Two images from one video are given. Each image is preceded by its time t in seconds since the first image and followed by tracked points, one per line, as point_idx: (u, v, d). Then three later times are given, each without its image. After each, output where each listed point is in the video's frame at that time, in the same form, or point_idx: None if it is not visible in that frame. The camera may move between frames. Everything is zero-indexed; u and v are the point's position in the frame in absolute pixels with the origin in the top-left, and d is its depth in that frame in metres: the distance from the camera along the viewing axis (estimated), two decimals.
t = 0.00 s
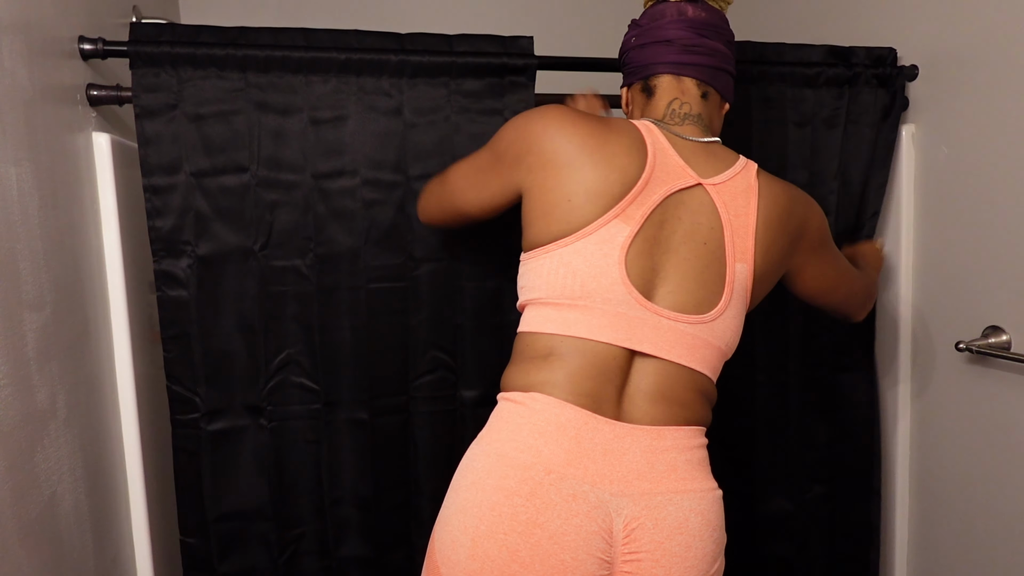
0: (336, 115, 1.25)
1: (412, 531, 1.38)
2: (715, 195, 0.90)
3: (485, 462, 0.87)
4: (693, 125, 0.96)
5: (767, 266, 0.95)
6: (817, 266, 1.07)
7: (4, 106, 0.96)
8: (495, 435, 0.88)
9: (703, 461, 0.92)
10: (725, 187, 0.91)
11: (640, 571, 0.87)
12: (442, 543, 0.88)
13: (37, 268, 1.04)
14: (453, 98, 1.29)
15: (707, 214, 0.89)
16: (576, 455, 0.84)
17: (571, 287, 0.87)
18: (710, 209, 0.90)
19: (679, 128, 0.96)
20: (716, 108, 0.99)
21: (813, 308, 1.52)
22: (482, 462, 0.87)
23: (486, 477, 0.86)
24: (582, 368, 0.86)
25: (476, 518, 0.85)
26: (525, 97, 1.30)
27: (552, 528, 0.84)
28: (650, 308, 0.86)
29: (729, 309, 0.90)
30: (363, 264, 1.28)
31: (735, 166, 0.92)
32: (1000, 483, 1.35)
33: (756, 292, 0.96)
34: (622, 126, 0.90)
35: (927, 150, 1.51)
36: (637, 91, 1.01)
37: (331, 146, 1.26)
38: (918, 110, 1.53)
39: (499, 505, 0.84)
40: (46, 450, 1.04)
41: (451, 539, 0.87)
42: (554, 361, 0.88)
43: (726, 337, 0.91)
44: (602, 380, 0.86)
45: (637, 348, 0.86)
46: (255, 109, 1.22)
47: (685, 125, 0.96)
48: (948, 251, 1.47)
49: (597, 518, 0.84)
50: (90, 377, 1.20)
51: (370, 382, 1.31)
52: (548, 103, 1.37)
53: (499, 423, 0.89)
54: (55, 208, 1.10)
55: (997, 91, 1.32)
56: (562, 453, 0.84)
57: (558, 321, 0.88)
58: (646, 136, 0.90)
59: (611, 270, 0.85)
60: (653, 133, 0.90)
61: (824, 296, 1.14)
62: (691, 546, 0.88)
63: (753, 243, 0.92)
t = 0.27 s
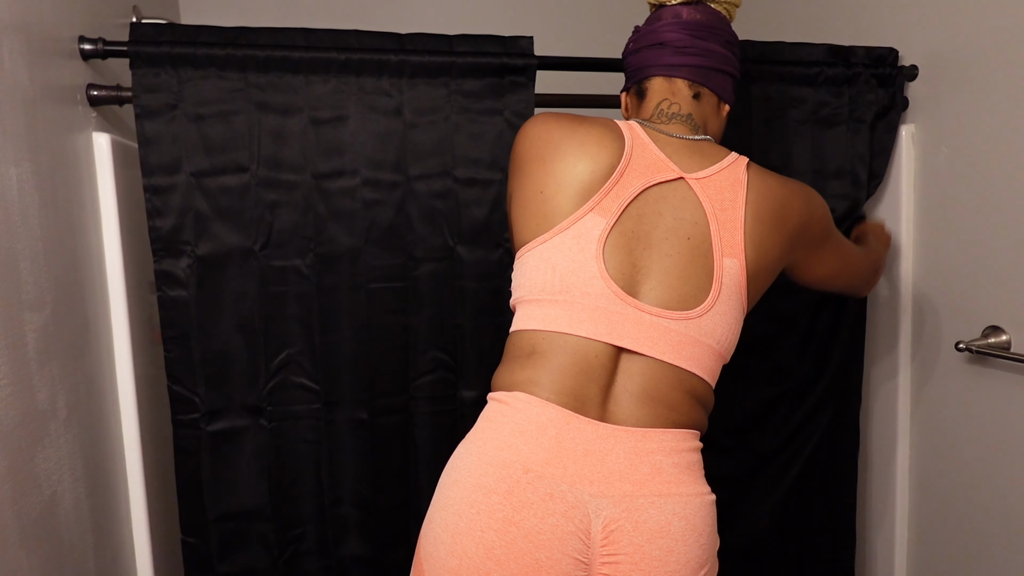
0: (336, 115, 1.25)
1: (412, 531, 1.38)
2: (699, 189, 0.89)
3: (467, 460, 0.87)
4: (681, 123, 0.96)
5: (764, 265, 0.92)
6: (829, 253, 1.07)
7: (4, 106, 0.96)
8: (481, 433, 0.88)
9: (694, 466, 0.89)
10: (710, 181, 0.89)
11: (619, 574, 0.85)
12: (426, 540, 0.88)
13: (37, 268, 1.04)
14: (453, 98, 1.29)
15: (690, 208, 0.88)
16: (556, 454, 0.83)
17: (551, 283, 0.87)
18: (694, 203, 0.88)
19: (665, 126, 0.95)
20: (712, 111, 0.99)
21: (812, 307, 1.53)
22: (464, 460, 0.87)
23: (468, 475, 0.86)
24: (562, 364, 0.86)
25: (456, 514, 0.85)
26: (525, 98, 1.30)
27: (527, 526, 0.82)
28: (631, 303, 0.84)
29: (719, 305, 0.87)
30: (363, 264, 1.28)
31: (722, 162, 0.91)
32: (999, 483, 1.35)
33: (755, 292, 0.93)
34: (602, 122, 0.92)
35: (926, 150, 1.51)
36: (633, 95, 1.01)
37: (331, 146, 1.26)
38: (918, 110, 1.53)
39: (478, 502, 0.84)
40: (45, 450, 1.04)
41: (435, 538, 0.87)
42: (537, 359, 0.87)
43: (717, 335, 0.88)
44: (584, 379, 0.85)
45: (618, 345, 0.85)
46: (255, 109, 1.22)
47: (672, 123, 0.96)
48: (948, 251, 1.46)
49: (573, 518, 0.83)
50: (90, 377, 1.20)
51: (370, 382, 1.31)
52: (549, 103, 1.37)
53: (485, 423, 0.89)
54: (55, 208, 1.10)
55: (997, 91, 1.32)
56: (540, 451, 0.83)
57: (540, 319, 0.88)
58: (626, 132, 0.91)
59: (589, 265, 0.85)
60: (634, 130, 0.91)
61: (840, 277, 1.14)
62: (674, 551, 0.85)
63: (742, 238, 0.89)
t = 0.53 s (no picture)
0: (336, 115, 1.25)
1: (412, 530, 1.38)
2: (701, 189, 0.88)
3: (465, 457, 0.88)
4: (686, 119, 0.96)
5: (767, 266, 0.91)
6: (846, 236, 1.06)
7: (4, 106, 0.96)
8: (480, 431, 0.89)
9: (691, 466, 0.88)
10: (711, 181, 0.89)
11: (611, 572, 0.84)
12: (427, 534, 0.89)
13: (37, 268, 1.04)
14: (453, 98, 1.29)
15: (691, 209, 0.87)
16: (551, 453, 0.83)
17: (550, 284, 0.87)
18: (695, 203, 0.87)
19: (671, 121, 0.96)
20: (721, 106, 0.99)
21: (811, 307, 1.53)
22: (463, 457, 0.88)
23: (465, 472, 0.86)
24: (560, 366, 0.86)
25: (453, 510, 0.86)
26: (525, 98, 1.30)
27: (520, 524, 0.83)
28: (628, 305, 0.84)
29: (718, 305, 0.87)
30: (363, 264, 1.28)
31: (725, 161, 0.90)
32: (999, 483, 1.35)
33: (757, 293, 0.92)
34: (605, 123, 0.91)
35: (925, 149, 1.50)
36: (642, 89, 1.02)
37: (331, 146, 1.26)
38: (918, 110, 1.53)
39: (474, 499, 0.85)
40: (46, 450, 1.04)
41: (433, 533, 0.88)
42: (538, 359, 0.88)
43: (716, 336, 0.88)
44: (582, 381, 0.85)
45: (616, 346, 0.85)
46: (256, 109, 1.22)
47: (677, 118, 0.96)
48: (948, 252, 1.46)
49: (566, 517, 0.83)
50: (91, 377, 1.20)
51: (371, 382, 1.31)
52: (549, 103, 1.37)
53: (485, 420, 0.89)
54: (55, 208, 1.10)
55: (996, 90, 1.32)
56: (535, 451, 0.83)
57: (540, 319, 0.88)
58: (629, 132, 0.90)
59: (587, 266, 0.85)
60: (638, 129, 0.91)
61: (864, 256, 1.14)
62: (666, 551, 0.84)
63: (743, 238, 0.88)
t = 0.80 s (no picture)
0: (336, 115, 1.25)
1: (412, 530, 1.38)
2: (711, 191, 0.87)
3: (469, 462, 0.87)
4: (697, 119, 0.95)
5: (777, 268, 0.90)
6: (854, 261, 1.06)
7: (4, 106, 0.96)
8: (485, 436, 0.88)
9: (698, 470, 0.88)
10: (722, 182, 0.88)
11: None
12: (431, 540, 0.89)
13: (37, 268, 1.04)
14: (453, 99, 1.29)
15: (701, 211, 0.86)
16: (557, 459, 0.83)
17: (557, 288, 0.87)
18: (706, 206, 0.87)
19: (681, 122, 0.95)
20: (730, 107, 0.98)
21: (811, 307, 1.53)
22: (468, 462, 0.88)
23: (469, 478, 0.86)
24: (567, 371, 0.85)
25: (458, 516, 0.86)
26: (526, 98, 1.30)
27: (525, 531, 0.82)
28: (636, 309, 0.84)
29: (727, 309, 0.86)
30: (363, 264, 1.28)
31: (736, 164, 0.89)
32: (999, 483, 1.35)
33: (767, 296, 0.91)
34: (614, 123, 0.90)
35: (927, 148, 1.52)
36: (649, 88, 1.01)
37: (331, 146, 1.26)
38: (919, 110, 1.53)
39: (479, 505, 0.84)
40: (45, 450, 1.04)
41: (438, 538, 0.88)
42: (544, 363, 0.87)
43: (724, 340, 0.87)
44: (590, 385, 0.85)
45: (624, 351, 0.84)
46: (256, 109, 1.22)
47: (688, 119, 0.95)
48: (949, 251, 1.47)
49: (572, 524, 0.82)
50: (90, 377, 1.20)
51: (371, 382, 1.32)
52: (549, 103, 1.37)
53: (490, 424, 0.89)
54: (55, 208, 1.10)
55: (997, 91, 1.32)
56: (542, 456, 0.83)
57: (546, 323, 0.88)
58: (638, 132, 0.89)
59: (595, 269, 0.84)
60: (647, 130, 0.90)
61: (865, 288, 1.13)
62: (673, 557, 0.84)
63: (753, 241, 0.87)
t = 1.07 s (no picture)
0: (336, 115, 1.25)
1: (412, 530, 1.38)
2: (716, 190, 0.87)
3: (472, 466, 0.87)
4: (701, 118, 0.95)
5: (782, 267, 0.90)
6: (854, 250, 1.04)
7: (4, 106, 0.96)
8: (487, 438, 0.88)
9: (703, 473, 0.88)
10: (727, 181, 0.88)
11: None
12: (433, 544, 0.89)
13: (36, 267, 1.04)
14: (453, 98, 1.29)
15: (705, 211, 0.86)
16: (560, 462, 0.83)
17: (560, 288, 0.86)
18: (711, 205, 0.87)
19: (686, 121, 0.95)
20: (733, 104, 0.98)
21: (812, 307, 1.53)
22: (470, 465, 0.88)
23: (472, 480, 0.86)
24: (570, 372, 0.85)
25: (461, 520, 0.86)
26: (526, 98, 1.30)
27: (528, 534, 0.82)
28: (640, 309, 0.84)
29: (731, 310, 0.86)
30: (363, 264, 1.28)
31: (740, 162, 0.89)
32: (999, 483, 1.35)
33: (772, 296, 0.91)
34: (617, 122, 0.90)
35: (927, 148, 1.52)
36: (651, 85, 1.00)
37: (331, 146, 1.26)
38: (919, 110, 1.53)
39: (481, 509, 0.84)
40: (45, 450, 1.04)
41: (439, 541, 0.88)
42: (547, 364, 0.87)
43: (729, 340, 0.87)
44: (593, 386, 0.85)
45: (627, 352, 0.84)
46: (255, 109, 1.22)
47: (692, 118, 0.95)
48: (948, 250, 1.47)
49: (575, 528, 0.82)
50: (90, 377, 1.19)
51: (371, 382, 1.31)
52: (549, 103, 1.37)
53: (493, 427, 0.89)
54: (55, 207, 1.10)
55: (997, 91, 1.32)
56: (545, 459, 0.83)
57: (549, 324, 0.88)
58: (642, 131, 0.89)
59: (598, 270, 0.84)
60: (651, 128, 0.89)
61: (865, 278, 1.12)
62: (677, 561, 0.84)
63: (758, 241, 0.87)
